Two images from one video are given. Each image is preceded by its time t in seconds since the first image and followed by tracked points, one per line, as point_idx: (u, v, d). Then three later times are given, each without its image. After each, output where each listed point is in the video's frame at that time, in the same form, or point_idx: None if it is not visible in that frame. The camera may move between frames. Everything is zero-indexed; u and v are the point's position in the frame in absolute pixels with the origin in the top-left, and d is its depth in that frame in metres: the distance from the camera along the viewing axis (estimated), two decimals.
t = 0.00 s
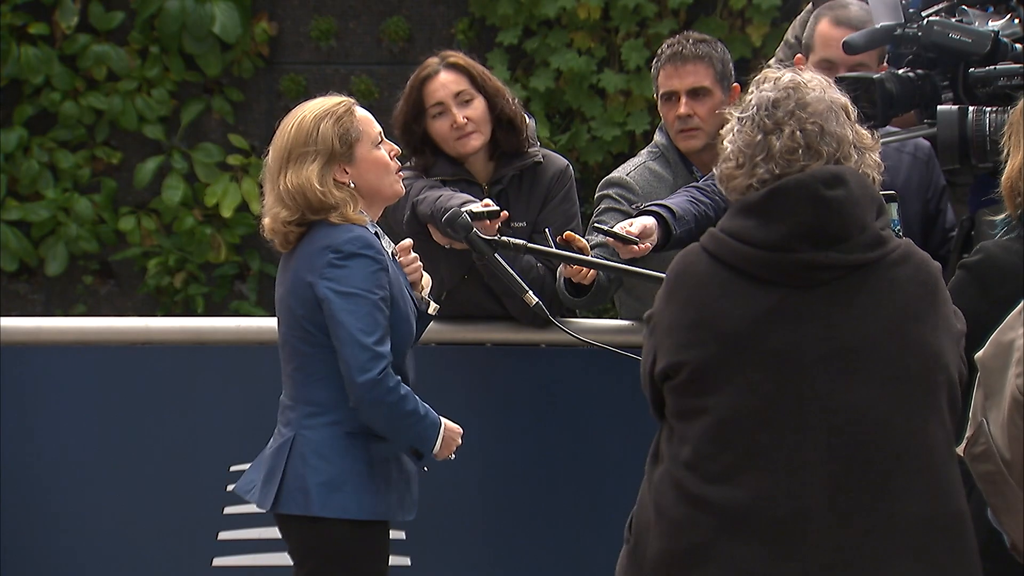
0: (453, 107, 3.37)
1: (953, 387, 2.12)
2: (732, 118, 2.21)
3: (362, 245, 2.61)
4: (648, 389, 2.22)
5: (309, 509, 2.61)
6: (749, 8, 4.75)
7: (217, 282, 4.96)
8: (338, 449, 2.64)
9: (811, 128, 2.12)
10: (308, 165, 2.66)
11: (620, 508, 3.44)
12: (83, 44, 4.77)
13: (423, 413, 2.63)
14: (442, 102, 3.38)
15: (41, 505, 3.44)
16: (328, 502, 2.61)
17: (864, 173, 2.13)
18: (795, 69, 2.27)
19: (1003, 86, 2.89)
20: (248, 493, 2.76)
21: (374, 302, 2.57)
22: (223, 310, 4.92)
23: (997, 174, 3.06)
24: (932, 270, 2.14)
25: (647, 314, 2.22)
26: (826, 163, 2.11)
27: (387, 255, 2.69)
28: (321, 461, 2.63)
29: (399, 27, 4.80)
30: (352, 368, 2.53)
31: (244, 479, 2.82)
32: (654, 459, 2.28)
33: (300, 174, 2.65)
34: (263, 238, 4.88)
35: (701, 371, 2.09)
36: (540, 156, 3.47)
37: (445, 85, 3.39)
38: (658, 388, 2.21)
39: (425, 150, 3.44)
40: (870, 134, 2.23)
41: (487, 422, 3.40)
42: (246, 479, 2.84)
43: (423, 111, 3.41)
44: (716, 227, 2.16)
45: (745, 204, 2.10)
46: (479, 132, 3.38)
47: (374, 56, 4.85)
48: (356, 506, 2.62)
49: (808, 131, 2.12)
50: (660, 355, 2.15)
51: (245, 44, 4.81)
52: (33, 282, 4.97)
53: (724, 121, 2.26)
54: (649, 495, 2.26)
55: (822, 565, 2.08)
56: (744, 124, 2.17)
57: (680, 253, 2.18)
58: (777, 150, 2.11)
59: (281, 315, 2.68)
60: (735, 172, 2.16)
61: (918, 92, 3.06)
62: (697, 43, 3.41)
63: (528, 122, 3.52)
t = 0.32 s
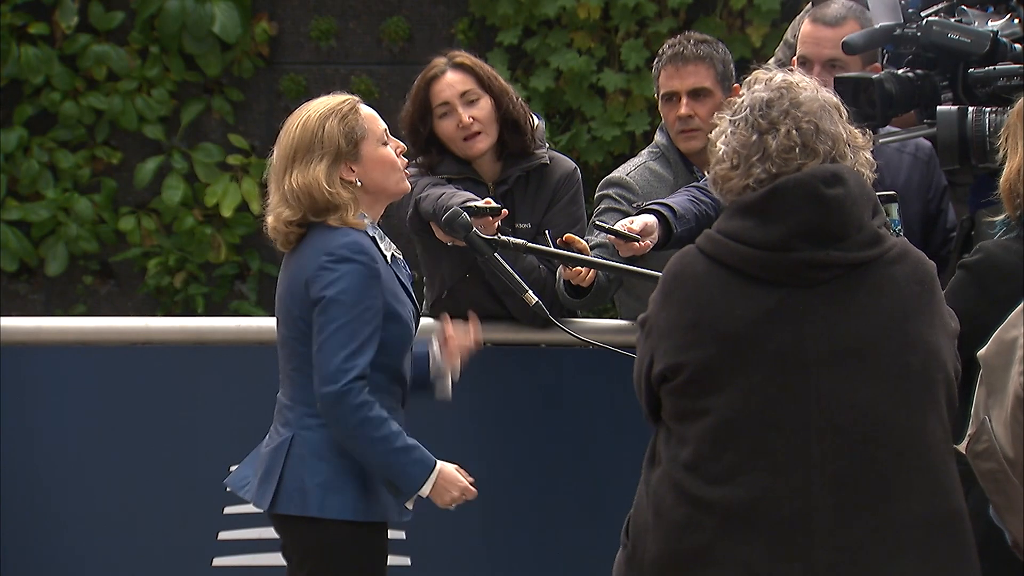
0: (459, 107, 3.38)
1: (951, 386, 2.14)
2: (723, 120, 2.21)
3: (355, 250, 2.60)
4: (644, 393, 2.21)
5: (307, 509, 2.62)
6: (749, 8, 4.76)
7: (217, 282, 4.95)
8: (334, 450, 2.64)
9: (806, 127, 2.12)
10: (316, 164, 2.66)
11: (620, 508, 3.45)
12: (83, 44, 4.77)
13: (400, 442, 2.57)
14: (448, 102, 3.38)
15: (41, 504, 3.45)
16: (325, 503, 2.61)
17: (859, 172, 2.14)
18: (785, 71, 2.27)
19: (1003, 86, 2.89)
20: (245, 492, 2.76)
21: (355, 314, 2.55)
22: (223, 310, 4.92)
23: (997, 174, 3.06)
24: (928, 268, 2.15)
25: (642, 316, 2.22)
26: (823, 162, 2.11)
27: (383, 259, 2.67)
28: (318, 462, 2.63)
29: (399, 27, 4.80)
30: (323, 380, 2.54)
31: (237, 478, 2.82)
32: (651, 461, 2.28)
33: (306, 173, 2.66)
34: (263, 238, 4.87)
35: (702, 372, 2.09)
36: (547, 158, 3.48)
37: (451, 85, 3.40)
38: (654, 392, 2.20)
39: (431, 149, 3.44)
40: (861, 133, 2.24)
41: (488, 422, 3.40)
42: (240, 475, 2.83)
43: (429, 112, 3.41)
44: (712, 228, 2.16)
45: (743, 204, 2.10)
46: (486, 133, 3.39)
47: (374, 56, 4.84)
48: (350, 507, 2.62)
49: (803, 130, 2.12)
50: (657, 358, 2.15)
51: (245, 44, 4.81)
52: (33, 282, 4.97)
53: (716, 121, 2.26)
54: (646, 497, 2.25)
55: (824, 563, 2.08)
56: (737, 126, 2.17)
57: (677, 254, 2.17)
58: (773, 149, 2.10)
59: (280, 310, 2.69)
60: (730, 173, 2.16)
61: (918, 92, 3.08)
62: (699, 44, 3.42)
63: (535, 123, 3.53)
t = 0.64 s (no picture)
0: (465, 106, 3.37)
1: (945, 387, 2.13)
2: (713, 125, 2.21)
3: (342, 250, 2.60)
4: (638, 392, 2.22)
5: (287, 509, 2.61)
6: (749, 7, 4.75)
7: (217, 282, 4.95)
8: (320, 449, 2.63)
9: (795, 132, 2.11)
10: (305, 163, 2.66)
11: (620, 508, 3.44)
12: (82, 44, 4.77)
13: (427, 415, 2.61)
14: (454, 101, 3.38)
15: (40, 504, 3.45)
16: (306, 502, 2.60)
17: (851, 174, 2.13)
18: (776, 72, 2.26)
19: (1003, 86, 2.89)
20: (240, 491, 2.78)
21: (354, 307, 2.57)
22: (223, 310, 4.91)
23: (997, 174, 3.06)
24: (922, 269, 2.14)
25: (636, 315, 2.22)
26: (812, 166, 2.10)
27: (371, 257, 2.67)
28: (302, 460, 2.62)
29: (399, 27, 4.80)
30: (347, 380, 2.54)
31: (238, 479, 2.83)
32: (645, 461, 2.28)
33: (295, 172, 2.66)
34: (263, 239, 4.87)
35: (692, 375, 2.09)
36: (551, 158, 3.46)
37: (458, 84, 3.38)
38: (648, 392, 2.20)
39: (437, 147, 3.44)
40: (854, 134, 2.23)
41: (487, 422, 3.40)
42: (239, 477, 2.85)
43: (436, 109, 3.41)
44: (704, 231, 2.16)
45: (733, 209, 2.10)
46: (491, 132, 3.38)
47: (374, 56, 4.84)
48: (334, 507, 2.61)
49: (792, 135, 2.12)
50: (649, 358, 2.15)
51: (245, 44, 4.81)
52: (33, 282, 4.97)
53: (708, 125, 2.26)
54: (640, 498, 2.25)
55: (814, 565, 2.07)
56: (726, 131, 2.17)
57: (670, 254, 2.18)
58: (762, 155, 2.10)
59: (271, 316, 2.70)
60: (720, 179, 2.15)
61: (917, 92, 3.06)
62: (698, 44, 3.42)
63: (542, 123, 3.51)
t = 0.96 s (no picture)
0: (478, 105, 3.38)
1: (941, 385, 2.14)
2: (703, 128, 2.21)
3: (353, 240, 2.60)
4: (633, 394, 2.21)
5: (301, 506, 2.60)
6: (749, 7, 4.75)
7: (217, 282, 4.94)
8: (329, 447, 2.63)
9: (785, 135, 2.11)
10: (303, 159, 2.66)
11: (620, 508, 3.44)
12: (82, 44, 4.77)
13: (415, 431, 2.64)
14: (468, 98, 3.38)
15: (40, 504, 3.44)
16: (320, 500, 2.60)
17: (844, 173, 2.13)
18: (764, 73, 2.25)
19: (1003, 86, 2.89)
20: (242, 494, 2.76)
21: (367, 299, 2.57)
22: (223, 310, 4.91)
23: (997, 174, 3.05)
24: (917, 267, 2.15)
25: (630, 316, 2.21)
26: (804, 169, 2.10)
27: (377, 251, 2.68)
28: (315, 458, 2.62)
29: (399, 27, 4.80)
30: (350, 376, 2.55)
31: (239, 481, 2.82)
32: (642, 463, 2.27)
33: (293, 167, 2.66)
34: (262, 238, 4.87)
35: (691, 377, 2.09)
36: (561, 162, 3.47)
37: (473, 83, 3.39)
38: (644, 393, 2.19)
39: (448, 145, 3.45)
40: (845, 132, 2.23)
41: (487, 422, 3.40)
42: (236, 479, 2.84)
43: (450, 106, 3.42)
44: (696, 233, 2.16)
45: (727, 212, 2.09)
46: (502, 133, 3.38)
47: (374, 56, 4.83)
48: (347, 504, 2.61)
49: (783, 138, 2.11)
50: (645, 360, 2.14)
51: (245, 44, 4.81)
52: (33, 282, 4.96)
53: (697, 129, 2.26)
54: (636, 498, 2.25)
55: (816, 565, 2.07)
56: (717, 136, 2.16)
57: (664, 256, 2.17)
58: (753, 159, 2.10)
59: (272, 310, 2.67)
60: (712, 184, 2.15)
61: (917, 92, 3.06)
62: (699, 44, 3.42)
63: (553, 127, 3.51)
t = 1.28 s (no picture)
0: (481, 106, 3.37)
1: (939, 383, 2.14)
2: (699, 131, 2.21)
3: (352, 251, 2.60)
4: (630, 396, 2.20)
5: (305, 513, 2.60)
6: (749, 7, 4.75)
7: (217, 282, 4.94)
8: (331, 452, 2.63)
9: (782, 136, 2.11)
10: (302, 168, 2.66)
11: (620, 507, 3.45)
12: (82, 44, 4.77)
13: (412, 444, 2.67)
14: (472, 99, 3.39)
15: (40, 504, 3.44)
16: (325, 506, 2.60)
17: (841, 174, 2.14)
18: (759, 74, 2.26)
19: (1003, 87, 2.90)
20: (244, 499, 2.75)
21: (365, 313, 2.58)
22: (223, 310, 4.92)
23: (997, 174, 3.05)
24: (914, 267, 2.15)
25: (625, 317, 2.21)
26: (802, 170, 2.10)
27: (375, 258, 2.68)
28: (317, 465, 2.62)
29: (399, 27, 4.79)
30: (351, 391, 2.57)
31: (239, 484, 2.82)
32: (640, 463, 2.27)
33: (292, 176, 2.66)
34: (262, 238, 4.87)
35: (691, 379, 2.09)
36: (564, 167, 3.47)
37: (478, 84, 3.39)
38: (641, 394, 2.19)
39: (451, 146, 3.45)
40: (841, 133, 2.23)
41: (487, 422, 3.40)
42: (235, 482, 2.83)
43: (454, 107, 3.42)
44: (694, 234, 2.16)
45: (727, 214, 2.09)
46: (504, 136, 3.38)
47: (374, 56, 4.83)
48: (351, 509, 2.61)
49: (780, 139, 2.11)
50: (643, 361, 2.14)
51: (245, 44, 4.80)
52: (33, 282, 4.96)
53: (692, 131, 2.26)
54: (636, 499, 2.25)
55: (816, 566, 2.08)
56: (713, 138, 2.17)
57: (661, 258, 2.16)
58: (751, 161, 2.10)
59: (268, 317, 2.67)
60: (710, 186, 2.15)
61: (916, 92, 3.07)
62: (698, 42, 3.43)
63: (558, 131, 3.52)
